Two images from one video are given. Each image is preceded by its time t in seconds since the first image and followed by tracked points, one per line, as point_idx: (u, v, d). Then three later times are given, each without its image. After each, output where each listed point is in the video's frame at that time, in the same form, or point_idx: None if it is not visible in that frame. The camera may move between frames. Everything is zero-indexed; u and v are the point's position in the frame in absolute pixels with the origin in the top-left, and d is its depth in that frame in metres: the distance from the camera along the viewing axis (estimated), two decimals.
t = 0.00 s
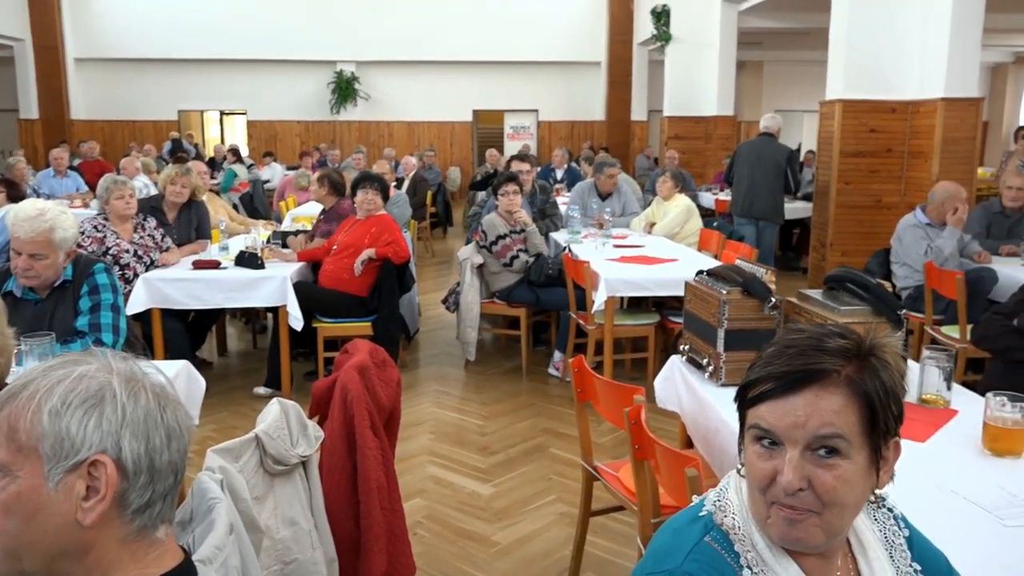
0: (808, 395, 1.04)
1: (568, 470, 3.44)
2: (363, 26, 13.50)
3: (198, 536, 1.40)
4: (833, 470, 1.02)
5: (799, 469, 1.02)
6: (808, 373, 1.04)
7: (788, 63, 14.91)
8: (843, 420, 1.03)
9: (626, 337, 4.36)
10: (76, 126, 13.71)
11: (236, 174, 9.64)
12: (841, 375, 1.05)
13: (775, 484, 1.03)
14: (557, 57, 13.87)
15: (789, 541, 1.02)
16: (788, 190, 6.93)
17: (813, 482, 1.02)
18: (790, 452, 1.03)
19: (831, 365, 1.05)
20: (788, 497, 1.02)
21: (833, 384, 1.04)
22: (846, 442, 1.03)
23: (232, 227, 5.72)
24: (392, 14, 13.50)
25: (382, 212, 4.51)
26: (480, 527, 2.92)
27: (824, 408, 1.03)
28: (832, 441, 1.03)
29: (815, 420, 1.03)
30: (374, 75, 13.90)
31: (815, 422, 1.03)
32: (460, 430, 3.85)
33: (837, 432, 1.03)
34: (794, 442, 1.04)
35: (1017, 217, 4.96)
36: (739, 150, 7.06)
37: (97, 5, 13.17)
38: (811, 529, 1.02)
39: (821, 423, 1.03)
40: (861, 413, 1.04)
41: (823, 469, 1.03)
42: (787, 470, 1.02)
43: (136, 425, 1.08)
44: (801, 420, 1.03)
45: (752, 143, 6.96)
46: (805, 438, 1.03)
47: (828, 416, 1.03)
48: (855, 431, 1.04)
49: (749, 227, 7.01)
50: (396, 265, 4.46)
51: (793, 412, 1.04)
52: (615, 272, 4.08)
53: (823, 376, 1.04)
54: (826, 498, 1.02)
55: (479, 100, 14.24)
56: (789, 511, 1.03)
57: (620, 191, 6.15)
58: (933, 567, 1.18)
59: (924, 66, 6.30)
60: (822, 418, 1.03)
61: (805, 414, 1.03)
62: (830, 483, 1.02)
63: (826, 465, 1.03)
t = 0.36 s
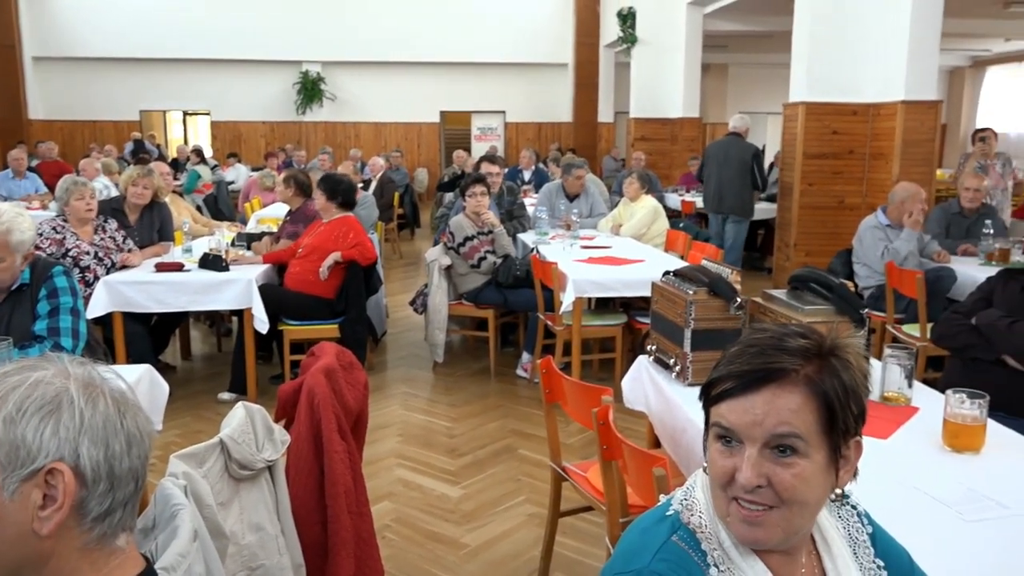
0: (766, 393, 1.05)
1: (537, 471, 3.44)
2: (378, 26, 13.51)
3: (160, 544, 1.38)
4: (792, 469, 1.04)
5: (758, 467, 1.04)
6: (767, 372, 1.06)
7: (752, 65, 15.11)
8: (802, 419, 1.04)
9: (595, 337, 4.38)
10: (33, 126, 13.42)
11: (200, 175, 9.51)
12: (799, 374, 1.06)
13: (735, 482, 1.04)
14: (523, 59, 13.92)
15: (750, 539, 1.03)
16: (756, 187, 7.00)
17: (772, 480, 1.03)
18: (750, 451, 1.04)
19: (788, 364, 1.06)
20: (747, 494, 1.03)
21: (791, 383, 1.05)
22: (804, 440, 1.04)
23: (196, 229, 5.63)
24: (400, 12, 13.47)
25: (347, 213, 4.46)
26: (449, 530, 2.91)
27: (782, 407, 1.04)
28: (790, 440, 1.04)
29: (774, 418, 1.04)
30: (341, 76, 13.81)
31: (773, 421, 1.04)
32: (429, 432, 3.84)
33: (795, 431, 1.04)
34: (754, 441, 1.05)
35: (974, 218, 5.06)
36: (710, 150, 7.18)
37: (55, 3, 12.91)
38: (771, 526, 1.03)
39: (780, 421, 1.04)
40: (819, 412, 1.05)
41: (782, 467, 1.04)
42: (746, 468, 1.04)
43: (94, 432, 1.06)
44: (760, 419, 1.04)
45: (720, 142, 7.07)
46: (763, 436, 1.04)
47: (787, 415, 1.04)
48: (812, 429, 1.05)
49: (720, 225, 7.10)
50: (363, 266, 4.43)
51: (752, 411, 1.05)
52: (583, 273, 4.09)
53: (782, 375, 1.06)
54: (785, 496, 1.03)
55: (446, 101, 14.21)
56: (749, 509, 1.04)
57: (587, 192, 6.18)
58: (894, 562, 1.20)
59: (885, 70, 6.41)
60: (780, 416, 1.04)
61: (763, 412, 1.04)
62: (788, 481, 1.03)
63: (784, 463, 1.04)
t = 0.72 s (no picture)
0: (734, 390, 1.06)
1: (504, 472, 3.44)
2: (353, 25, 13.42)
3: (121, 551, 1.35)
4: (758, 465, 1.05)
5: (725, 464, 1.04)
6: (734, 369, 1.07)
7: (716, 67, 15.27)
8: (767, 416, 1.06)
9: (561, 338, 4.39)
10: None
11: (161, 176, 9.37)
12: (766, 371, 1.07)
13: (701, 478, 1.05)
14: (488, 60, 13.93)
15: (715, 533, 1.05)
16: (720, 186, 7.06)
17: (739, 475, 1.04)
18: (716, 447, 1.06)
19: (756, 361, 1.07)
20: (714, 490, 1.04)
21: (758, 380, 1.07)
22: (770, 437, 1.05)
23: (156, 231, 5.55)
24: (366, 12, 13.38)
25: (312, 215, 4.42)
26: (417, 532, 2.90)
27: (749, 403, 1.05)
28: (756, 437, 1.05)
29: (740, 415, 1.05)
30: (304, 77, 13.69)
31: (740, 417, 1.05)
32: (396, 435, 3.82)
33: (761, 427, 1.05)
34: (720, 437, 1.06)
35: (931, 217, 5.17)
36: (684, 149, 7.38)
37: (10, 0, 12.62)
38: (736, 522, 1.05)
39: (746, 417, 1.05)
40: (785, 408, 1.07)
41: (748, 463, 1.05)
42: (712, 465, 1.04)
43: (50, 438, 1.03)
44: (727, 415, 1.05)
45: (687, 143, 7.26)
46: (731, 433, 1.05)
47: (753, 412, 1.05)
48: (779, 426, 1.06)
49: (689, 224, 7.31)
50: (328, 268, 4.39)
51: (718, 408, 1.06)
52: (549, 274, 4.11)
53: (749, 372, 1.07)
54: (750, 491, 1.05)
55: (411, 102, 14.17)
56: (714, 503, 1.05)
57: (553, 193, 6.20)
58: (856, 556, 1.22)
59: (845, 72, 6.52)
60: (746, 412, 1.05)
61: (730, 408, 1.05)
62: (754, 476, 1.04)
63: (750, 459, 1.05)
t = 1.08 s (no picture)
0: (708, 391, 1.07)
1: (468, 474, 3.44)
2: (312, 25, 13.29)
3: (78, 560, 1.32)
4: (727, 465, 1.06)
5: (695, 463, 1.05)
6: (710, 369, 1.08)
7: (676, 69, 15.43)
8: (738, 418, 1.07)
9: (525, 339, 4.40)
10: None
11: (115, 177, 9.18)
12: (739, 374, 1.08)
13: (672, 476, 1.05)
14: (450, 61, 13.91)
15: (684, 532, 1.05)
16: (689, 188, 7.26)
17: (709, 475, 1.05)
18: (688, 446, 1.06)
19: (730, 364, 1.08)
20: (683, 489, 1.05)
21: (731, 383, 1.08)
22: (741, 438, 1.07)
23: (111, 234, 5.42)
24: (326, 12, 13.26)
25: (272, 216, 4.36)
26: (381, 536, 2.88)
27: (722, 405, 1.06)
28: (728, 438, 1.06)
29: (714, 415, 1.06)
30: (263, 77, 13.51)
31: (713, 417, 1.06)
32: (359, 438, 3.79)
33: (732, 428, 1.06)
34: (692, 436, 1.06)
35: (885, 219, 5.28)
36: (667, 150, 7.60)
37: None
38: (703, 521, 1.06)
39: (719, 418, 1.06)
40: (757, 411, 1.08)
41: (718, 464, 1.06)
42: (683, 463, 1.05)
43: (6, 445, 1.00)
44: (700, 415, 1.06)
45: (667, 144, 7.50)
46: (703, 433, 1.06)
47: (725, 413, 1.06)
48: (749, 428, 1.08)
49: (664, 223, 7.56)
50: (289, 270, 4.34)
51: (692, 408, 1.07)
52: (512, 275, 4.12)
53: (723, 374, 1.08)
54: (719, 492, 1.06)
55: (372, 102, 14.08)
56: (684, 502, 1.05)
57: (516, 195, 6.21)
58: (820, 551, 1.24)
59: (801, 75, 6.64)
60: (720, 414, 1.06)
61: (704, 409, 1.06)
62: (723, 477, 1.06)
63: (721, 460, 1.06)
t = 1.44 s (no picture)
0: (650, 396, 1.08)
1: (429, 477, 3.42)
2: (266, 25, 13.14)
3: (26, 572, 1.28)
4: (673, 468, 1.06)
5: (641, 466, 1.06)
6: (653, 374, 1.08)
7: (634, 73, 15.58)
8: (682, 421, 1.07)
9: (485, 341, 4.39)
10: None
11: (65, 179, 8.97)
12: (683, 376, 1.09)
13: (619, 481, 1.06)
14: (409, 63, 13.86)
15: (636, 536, 1.06)
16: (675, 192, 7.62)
17: (655, 479, 1.06)
18: (634, 451, 1.07)
19: (673, 367, 1.09)
20: (631, 493, 1.06)
21: (674, 386, 1.09)
22: (686, 441, 1.07)
23: (62, 236, 5.30)
24: (283, 14, 13.14)
25: (228, 218, 4.29)
26: (340, 541, 2.85)
27: (665, 408, 1.07)
28: (672, 441, 1.07)
29: (657, 419, 1.07)
30: (219, 77, 13.32)
31: (656, 421, 1.06)
32: (318, 443, 3.75)
33: (676, 432, 1.07)
34: (638, 441, 1.07)
35: (839, 221, 5.39)
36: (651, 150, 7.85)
37: None
38: (653, 524, 1.06)
39: (662, 422, 1.07)
40: (701, 413, 1.09)
41: (664, 467, 1.06)
42: (629, 467, 1.06)
43: None
44: (644, 420, 1.07)
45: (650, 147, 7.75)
46: (648, 437, 1.07)
47: (668, 416, 1.07)
48: (694, 431, 1.08)
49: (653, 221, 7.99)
50: (246, 274, 4.28)
51: (636, 412, 1.07)
52: (471, 278, 4.12)
53: (666, 378, 1.09)
54: (666, 495, 1.06)
55: (331, 104, 13.96)
56: (633, 507, 1.06)
57: (476, 197, 6.20)
58: (775, 549, 1.25)
59: (757, 80, 6.74)
60: (663, 417, 1.07)
61: (648, 413, 1.07)
62: (669, 480, 1.06)
63: (667, 463, 1.06)
